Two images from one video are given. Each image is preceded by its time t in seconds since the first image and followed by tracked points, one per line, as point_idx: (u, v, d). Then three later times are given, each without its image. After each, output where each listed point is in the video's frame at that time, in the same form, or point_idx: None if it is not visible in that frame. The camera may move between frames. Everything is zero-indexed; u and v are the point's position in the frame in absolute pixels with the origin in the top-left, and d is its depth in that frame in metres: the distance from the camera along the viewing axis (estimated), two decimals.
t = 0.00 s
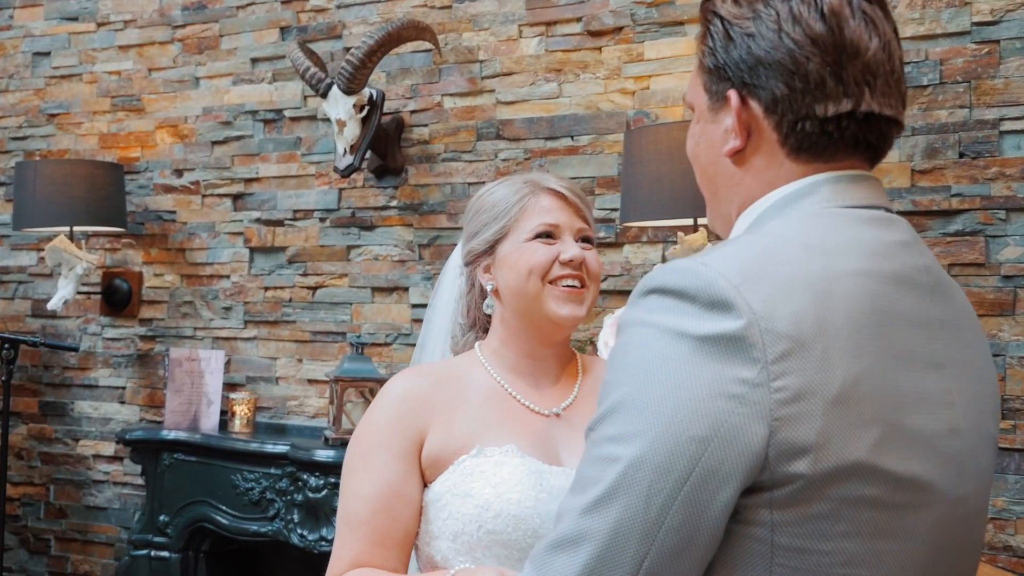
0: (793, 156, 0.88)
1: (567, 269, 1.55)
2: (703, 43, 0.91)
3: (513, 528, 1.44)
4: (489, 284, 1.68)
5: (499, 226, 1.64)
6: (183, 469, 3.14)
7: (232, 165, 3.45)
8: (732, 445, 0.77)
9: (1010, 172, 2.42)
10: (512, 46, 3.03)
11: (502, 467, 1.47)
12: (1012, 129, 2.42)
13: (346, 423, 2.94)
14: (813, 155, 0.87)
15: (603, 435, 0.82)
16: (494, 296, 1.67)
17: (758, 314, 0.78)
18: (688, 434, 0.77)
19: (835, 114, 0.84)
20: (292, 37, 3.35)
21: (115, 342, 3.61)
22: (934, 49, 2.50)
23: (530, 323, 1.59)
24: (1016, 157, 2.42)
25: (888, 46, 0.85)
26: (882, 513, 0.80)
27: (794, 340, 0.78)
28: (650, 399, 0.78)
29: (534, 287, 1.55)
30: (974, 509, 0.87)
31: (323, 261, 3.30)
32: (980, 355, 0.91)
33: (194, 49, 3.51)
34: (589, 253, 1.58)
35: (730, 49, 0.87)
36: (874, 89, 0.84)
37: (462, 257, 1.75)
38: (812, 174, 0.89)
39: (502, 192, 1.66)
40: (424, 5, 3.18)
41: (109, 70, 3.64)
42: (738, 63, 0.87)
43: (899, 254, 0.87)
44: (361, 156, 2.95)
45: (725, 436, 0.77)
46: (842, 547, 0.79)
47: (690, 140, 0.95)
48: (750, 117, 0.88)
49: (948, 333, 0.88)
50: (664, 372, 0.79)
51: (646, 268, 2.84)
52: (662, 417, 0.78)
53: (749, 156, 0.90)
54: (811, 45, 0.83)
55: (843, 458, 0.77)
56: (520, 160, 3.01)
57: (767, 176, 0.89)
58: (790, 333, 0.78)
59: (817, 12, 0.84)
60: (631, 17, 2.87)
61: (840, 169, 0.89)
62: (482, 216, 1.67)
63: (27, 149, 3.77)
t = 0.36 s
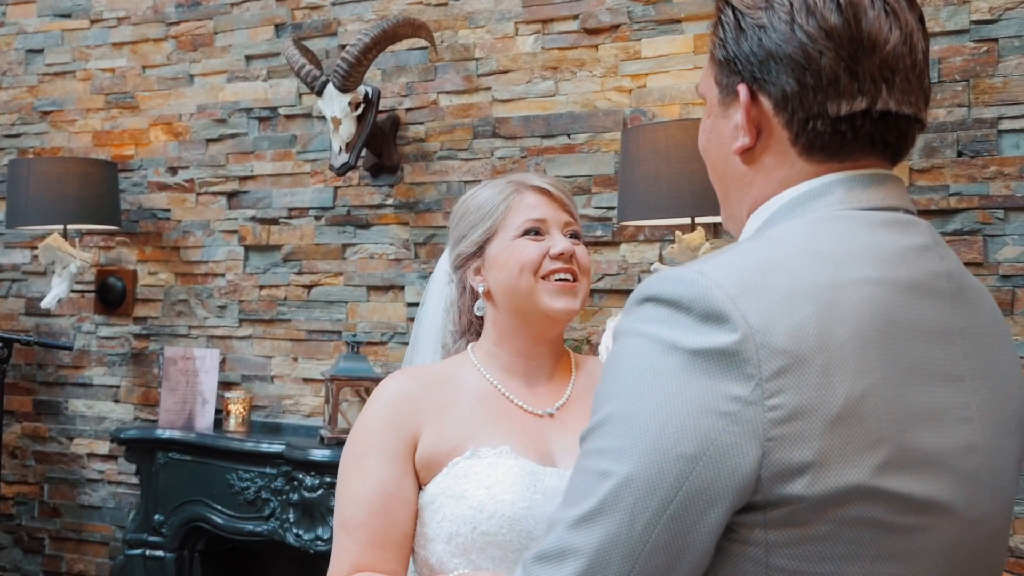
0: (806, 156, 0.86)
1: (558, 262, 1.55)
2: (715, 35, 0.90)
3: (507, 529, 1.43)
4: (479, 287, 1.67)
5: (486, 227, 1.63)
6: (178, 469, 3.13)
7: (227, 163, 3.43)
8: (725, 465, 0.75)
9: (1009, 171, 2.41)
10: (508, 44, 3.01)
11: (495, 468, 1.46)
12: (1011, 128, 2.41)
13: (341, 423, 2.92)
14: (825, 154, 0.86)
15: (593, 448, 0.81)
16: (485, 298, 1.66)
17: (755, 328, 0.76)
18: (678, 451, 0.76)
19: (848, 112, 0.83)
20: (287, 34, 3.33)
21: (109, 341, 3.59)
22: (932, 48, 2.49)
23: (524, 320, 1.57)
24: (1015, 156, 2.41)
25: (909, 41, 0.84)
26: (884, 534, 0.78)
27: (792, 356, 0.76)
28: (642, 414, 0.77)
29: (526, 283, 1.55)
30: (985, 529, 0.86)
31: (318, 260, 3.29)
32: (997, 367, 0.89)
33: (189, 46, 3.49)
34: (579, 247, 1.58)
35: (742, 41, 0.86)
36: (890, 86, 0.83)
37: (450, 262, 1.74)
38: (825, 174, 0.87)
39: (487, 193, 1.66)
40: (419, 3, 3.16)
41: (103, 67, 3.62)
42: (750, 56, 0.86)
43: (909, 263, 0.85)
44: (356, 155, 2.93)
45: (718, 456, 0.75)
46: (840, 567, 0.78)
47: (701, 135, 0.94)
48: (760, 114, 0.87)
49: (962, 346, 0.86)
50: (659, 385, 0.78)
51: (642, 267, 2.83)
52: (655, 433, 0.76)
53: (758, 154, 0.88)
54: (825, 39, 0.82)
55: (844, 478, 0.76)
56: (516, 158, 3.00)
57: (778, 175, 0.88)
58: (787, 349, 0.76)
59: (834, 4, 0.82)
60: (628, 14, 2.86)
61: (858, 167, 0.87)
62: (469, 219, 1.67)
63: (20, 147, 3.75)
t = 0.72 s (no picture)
0: (758, 161, 0.84)
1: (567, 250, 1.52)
2: (669, 41, 0.87)
3: (514, 536, 1.42)
4: (485, 286, 1.63)
5: (487, 225, 1.62)
6: (174, 467, 3.11)
7: (224, 160, 3.41)
8: (687, 460, 0.73)
9: (1012, 170, 2.39)
10: (507, 41, 2.99)
11: (503, 474, 1.44)
12: (1014, 127, 2.39)
13: (339, 422, 2.90)
14: (776, 160, 0.84)
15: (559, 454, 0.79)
16: (492, 298, 1.62)
17: (710, 321, 0.75)
18: (639, 452, 0.74)
19: (794, 120, 0.80)
20: (285, 31, 3.31)
21: (106, 339, 3.57)
22: (935, 46, 2.47)
23: (534, 314, 1.54)
24: (1018, 155, 2.39)
25: (857, 44, 0.80)
26: (869, 529, 0.74)
27: (749, 347, 0.74)
28: (600, 415, 0.76)
29: (536, 275, 1.52)
30: (990, 523, 0.81)
31: (316, 258, 3.27)
32: (987, 352, 0.85)
33: (186, 43, 3.47)
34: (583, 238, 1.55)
35: (690, 48, 0.84)
36: (837, 94, 0.80)
37: (453, 265, 1.72)
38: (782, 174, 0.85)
39: (487, 194, 1.66)
40: None
41: (100, 64, 3.60)
42: (698, 64, 0.83)
43: (881, 249, 0.82)
44: (354, 152, 2.91)
45: (679, 451, 0.73)
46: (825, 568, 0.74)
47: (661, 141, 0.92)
48: (710, 123, 0.84)
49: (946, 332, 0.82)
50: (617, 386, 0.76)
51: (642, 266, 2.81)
52: (613, 431, 0.75)
53: (713, 162, 0.86)
54: (768, 48, 0.79)
55: (816, 470, 0.73)
56: (515, 156, 2.98)
57: (734, 183, 0.86)
58: (743, 340, 0.74)
59: (777, 11, 0.79)
60: (628, 12, 2.84)
61: (815, 163, 0.85)
62: (470, 221, 1.66)
63: (16, 144, 3.73)
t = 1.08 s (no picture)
0: (679, 176, 0.91)
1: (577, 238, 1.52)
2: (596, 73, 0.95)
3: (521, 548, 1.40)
4: (495, 285, 1.62)
5: (493, 224, 1.61)
6: (173, 465, 3.09)
7: (223, 157, 3.40)
8: (621, 440, 0.76)
9: (1016, 169, 2.37)
10: (508, 38, 2.98)
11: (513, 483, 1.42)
12: (1018, 125, 2.37)
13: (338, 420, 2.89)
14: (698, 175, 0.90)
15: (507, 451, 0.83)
16: (502, 296, 1.62)
17: (631, 306, 0.79)
18: (576, 438, 0.77)
19: (706, 137, 0.87)
20: (285, 27, 3.29)
21: (104, 336, 3.56)
22: (938, 44, 2.46)
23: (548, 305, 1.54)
24: (1021, 154, 2.37)
25: (762, 61, 0.86)
26: (810, 501, 0.76)
27: (670, 328, 0.78)
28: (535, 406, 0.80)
29: (547, 266, 1.53)
30: (951, 488, 0.81)
31: (315, 255, 3.25)
32: (933, 326, 0.87)
33: (185, 39, 3.45)
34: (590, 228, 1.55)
35: (610, 78, 0.91)
36: (745, 107, 0.87)
37: (462, 268, 1.69)
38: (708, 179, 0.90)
39: (492, 193, 1.64)
40: None
41: (99, 60, 3.58)
42: (617, 92, 0.90)
43: (810, 233, 0.86)
44: (354, 149, 2.89)
45: (613, 431, 0.77)
46: (772, 541, 0.76)
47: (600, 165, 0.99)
48: (634, 146, 0.91)
49: (882, 307, 0.84)
50: (549, 378, 0.80)
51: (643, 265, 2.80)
52: (549, 421, 0.79)
53: (642, 183, 0.93)
54: (677, 71, 0.86)
55: (747, 442, 0.76)
56: (515, 154, 2.96)
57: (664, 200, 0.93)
58: (665, 322, 0.78)
59: (682, 37, 0.86)
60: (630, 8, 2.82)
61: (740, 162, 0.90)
62: (476, 222, 1.64)
63: (15, 140, 3.72)
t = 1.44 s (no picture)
0: (628, 191, 0.88)
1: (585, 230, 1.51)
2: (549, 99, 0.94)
3: None
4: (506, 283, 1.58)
5: (502, 222, 1.60)
6: (175, 463, 3.09)
7: (225, 154, 3.38)
8: (553, 430, 0.74)
9: None
10: (512, 35, 2.96)
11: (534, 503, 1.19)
12: None
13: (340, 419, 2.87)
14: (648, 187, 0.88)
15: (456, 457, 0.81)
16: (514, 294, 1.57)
17: (560, 298, 0.77)
18: (511, 433, 0.75)
19: (650, 150, 0.85)
20: (287, 24, 3.28)
21: (107, 333, 3.55)
22: (946, 40, 2.43)
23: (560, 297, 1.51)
24: None
25: (703, 77, 0.84)
26: (750, 487, 0.73)
27: (599, 315, 0.75)
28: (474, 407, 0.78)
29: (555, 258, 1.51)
30: (909, 470, 0.77)
31: (318, 253, 3.24)
32: (887, 312, 0.83)
33: (187, 36, 3.43)
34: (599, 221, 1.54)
35: (560, 104, 0.90)
36: (688, 119, 0.84)
37: (474, 270, 1.65)
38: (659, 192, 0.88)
39: (503, 193, 1.63)
40: None
41: (101, 57, 3.57)
42: (565, 115, 0.89)
43: (751, 224, 0.83)
44: (357, 147, 2.87)
45: (546, 421, 0.74)
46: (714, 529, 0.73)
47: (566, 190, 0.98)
48: (587, 167, 0.90)
49: (829, 291, 0.81)
50: (486, 380, 0.78)
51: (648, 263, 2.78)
52: (485, 420, 0.77)
53: (600, 206, 0.92)
54: (620, 92, 0.84)
55: (679, 425, 0.73)
56: (519, 152, 2.95)
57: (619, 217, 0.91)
58: (594, 310, 0.75)
59: (622, 59, 0.85)
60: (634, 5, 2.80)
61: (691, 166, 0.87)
62: (487, 222, 1.62)
63: (18, 137, 3.71)
